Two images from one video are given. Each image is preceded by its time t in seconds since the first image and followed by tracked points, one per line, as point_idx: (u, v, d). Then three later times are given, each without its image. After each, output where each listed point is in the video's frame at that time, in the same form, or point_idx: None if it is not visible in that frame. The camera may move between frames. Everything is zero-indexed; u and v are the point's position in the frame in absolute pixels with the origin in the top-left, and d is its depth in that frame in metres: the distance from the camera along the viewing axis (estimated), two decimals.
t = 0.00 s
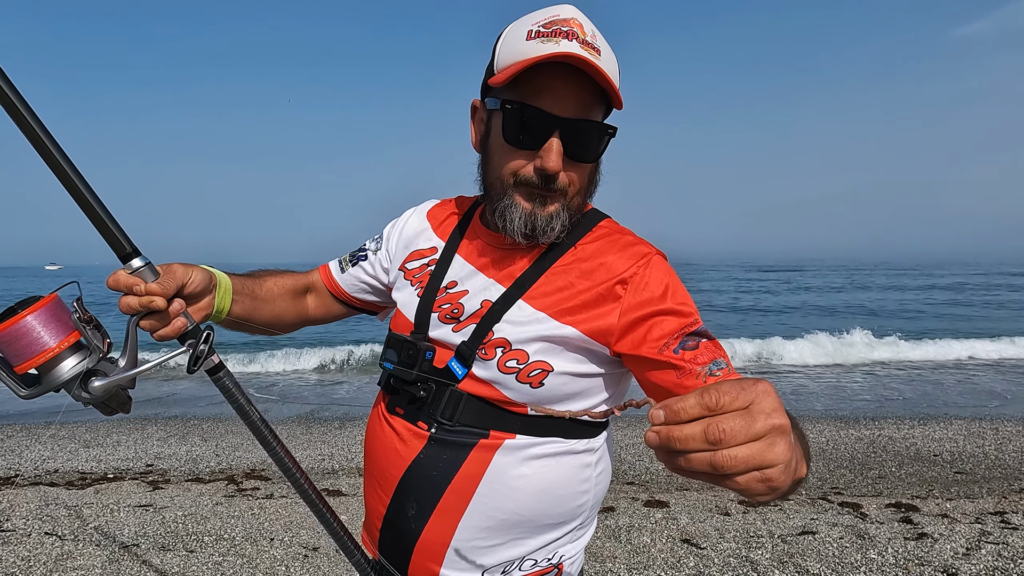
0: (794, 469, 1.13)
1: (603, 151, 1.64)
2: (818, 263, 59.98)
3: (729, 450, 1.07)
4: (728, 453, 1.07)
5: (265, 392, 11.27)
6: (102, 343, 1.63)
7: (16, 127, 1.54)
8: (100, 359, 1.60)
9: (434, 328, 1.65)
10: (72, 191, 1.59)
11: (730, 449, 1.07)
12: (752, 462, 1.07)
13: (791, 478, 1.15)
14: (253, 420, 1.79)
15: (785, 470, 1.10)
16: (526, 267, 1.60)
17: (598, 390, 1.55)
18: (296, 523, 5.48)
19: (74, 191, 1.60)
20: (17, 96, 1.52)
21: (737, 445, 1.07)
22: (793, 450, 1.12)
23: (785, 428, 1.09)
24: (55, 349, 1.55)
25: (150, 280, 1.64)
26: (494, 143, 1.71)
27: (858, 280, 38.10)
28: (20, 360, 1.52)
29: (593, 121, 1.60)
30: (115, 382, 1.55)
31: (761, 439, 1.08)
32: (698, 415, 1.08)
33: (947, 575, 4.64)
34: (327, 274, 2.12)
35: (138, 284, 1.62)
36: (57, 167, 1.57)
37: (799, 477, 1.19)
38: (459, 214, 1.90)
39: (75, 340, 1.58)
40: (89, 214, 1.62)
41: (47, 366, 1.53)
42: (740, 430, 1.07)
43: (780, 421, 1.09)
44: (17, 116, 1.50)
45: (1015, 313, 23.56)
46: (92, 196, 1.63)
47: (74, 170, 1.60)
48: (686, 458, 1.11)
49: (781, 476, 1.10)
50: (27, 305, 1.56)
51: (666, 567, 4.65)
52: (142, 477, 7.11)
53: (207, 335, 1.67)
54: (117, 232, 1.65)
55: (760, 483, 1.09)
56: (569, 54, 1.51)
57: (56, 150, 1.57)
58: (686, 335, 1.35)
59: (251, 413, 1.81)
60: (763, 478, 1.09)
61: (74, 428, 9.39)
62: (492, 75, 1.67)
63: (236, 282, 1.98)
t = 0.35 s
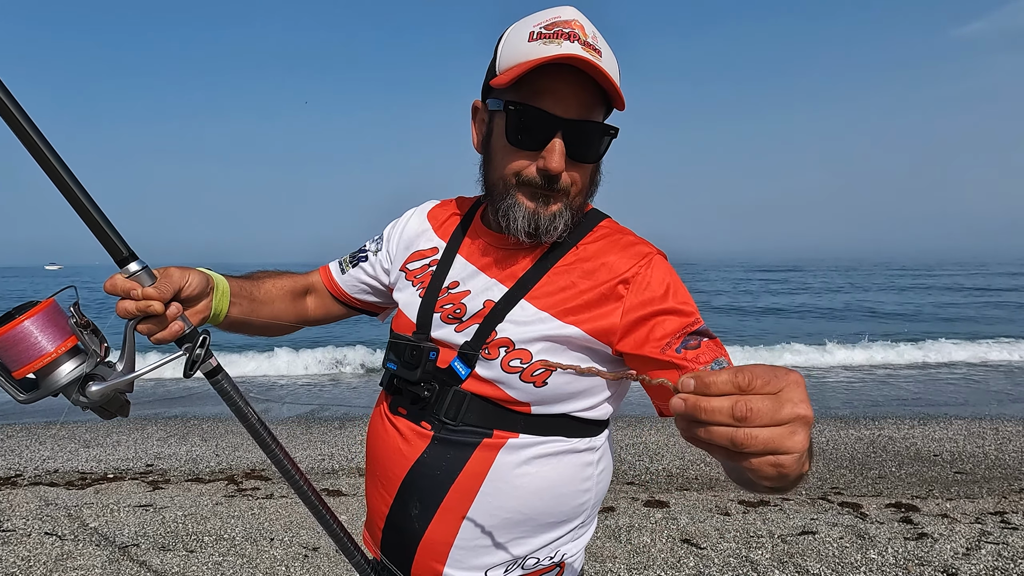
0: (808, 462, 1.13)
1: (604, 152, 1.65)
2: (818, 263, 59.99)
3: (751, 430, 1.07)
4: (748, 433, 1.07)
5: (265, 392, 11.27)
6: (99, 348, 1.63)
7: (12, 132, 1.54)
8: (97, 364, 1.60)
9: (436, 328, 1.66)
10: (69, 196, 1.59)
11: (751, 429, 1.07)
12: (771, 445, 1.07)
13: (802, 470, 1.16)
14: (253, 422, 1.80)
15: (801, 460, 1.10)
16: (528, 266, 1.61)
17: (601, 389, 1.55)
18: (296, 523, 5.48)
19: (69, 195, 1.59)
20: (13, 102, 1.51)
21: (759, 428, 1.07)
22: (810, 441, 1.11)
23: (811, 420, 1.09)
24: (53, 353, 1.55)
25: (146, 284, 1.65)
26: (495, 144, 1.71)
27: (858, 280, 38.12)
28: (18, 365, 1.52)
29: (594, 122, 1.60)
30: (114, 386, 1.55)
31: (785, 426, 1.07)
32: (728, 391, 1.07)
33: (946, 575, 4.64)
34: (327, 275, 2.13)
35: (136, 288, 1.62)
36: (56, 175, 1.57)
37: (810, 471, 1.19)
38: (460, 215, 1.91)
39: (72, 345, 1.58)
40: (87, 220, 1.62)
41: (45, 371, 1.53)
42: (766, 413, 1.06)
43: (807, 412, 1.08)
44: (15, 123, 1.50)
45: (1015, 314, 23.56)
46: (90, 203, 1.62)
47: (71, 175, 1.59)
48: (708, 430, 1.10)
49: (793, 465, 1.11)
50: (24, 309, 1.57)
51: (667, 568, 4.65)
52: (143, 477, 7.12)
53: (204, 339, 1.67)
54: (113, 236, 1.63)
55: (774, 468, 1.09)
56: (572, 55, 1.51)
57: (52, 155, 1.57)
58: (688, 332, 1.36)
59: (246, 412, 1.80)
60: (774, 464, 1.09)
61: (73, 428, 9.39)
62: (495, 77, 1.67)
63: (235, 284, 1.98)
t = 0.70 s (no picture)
0: (764, 455, 1.14)
1: (604, 151, 1.65)
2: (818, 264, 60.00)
3: (732, 407, 1.06)
4: (728, 409, 1.06)
5: (265, 393, 11.28)
6: (96, 354, 1.63)
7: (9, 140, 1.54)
8: (94, 369, 1.59)
9: (437, 328, 1.66)
10: (66, 203, 1.59)
11: (733, 406, 1.06)
12: (740, 429, 1.06)
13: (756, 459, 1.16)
14: (252, 424, 1.80)
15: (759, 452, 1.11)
16: (529, 266, 1.61)
17: (602, 387, 1.54)
18: (296, 523, 5.48)
19: (66, 202, 1.59)
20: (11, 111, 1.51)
21: (739, 409, 1.06)
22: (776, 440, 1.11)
23: (788, 423, 1.07)
24: (50, 359, 1.54)
25: (144, 289, 1.63)
26: (496, 143, 1.71)
27: (858, 281, 38.14)
28: (16, 371, 1.52)
29: (596, 122, 1.61)
30: (109, 392, 1.52)
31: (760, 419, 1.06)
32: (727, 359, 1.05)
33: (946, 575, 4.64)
34: (327, 275, 2.13)
35: (133, 293, 1.61)
36: (54, 183, 1.57)
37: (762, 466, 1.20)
38: (461, 214, 1.91)
39: (70, 350, 1.57)
40: (85, 229, 1.62)
41: (42, 377, 1.53)
42: (753, 399, 1.05)
43: (787, 414, 1.07)
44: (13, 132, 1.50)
45: (1015, 314, 23.56)
46: (87, 210, 1.62)
47: (69, 183, 1.60)
48: (691, 387, 1.09)
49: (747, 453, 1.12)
50: (21, 316, 1.57)
51: (667, 568, 4.65)
52: (142, 477, 7.12)
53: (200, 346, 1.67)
54: (111, 242, 1.64)
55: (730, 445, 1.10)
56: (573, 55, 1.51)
57: (49, 164, 1.57)
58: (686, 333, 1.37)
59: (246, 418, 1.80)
60: (732, 446, 1.10)
61: (73, 428, 9.39)
62: (495, 76, 1.67)
63: (234, 286, 1.98)
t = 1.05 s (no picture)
0: (740, 424, 1.18)
1: (597, 147, 1.63)
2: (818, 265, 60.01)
3: (694, 389, 1.09)
4: (692, 392, 1.09)
5: (265, 392, 11.27)
6: (97, 352, 1.62)
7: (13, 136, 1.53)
8: (95, 367, 1.58)
9: (436, 326, 1.64)
10: (69, 197, 1.58)
11: (695, 388, 1.09)
12: (714, 403, 1.10)
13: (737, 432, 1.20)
14: (254, 425, 1.78)
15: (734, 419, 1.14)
16: (526, 263, 1.60)
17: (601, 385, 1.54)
18: (296, 523, 5.47)
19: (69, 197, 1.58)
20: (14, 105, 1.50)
21: (702, 388, 1.09)
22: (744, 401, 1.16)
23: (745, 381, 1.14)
24: (52, 356, 1.53)
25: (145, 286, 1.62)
26: (488, 142, 1.71)
27: (859, 282, 38.14)
28: (17, 366, 1.50)
29: (587, 118, 1.59)
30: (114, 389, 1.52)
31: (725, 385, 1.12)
32: (673, 349, 1.09)
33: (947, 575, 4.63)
34: (327, 275, 2.12)
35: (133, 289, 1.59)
36: (56, 178, 1.56)
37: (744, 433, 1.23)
38: (458, 214, 1.89)
39: (70, 348, 1.55)
40: (87, 222, 1.61)
41: (43, 373, 1.51)
42: (709, 374, 1.09)
43: (741, 372, 1.14)
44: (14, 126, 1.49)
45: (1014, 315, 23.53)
46: (89, 205, 1.61)
47: (71, 177, 1.59)
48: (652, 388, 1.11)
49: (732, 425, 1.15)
50: (23, 311, 1.54)
51: (667, 567, 4.64)
52: (143, 477, 7.11)
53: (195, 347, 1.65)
54: (114, 239, 1.63)
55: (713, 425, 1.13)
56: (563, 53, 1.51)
57: (51, 158, 1.56)
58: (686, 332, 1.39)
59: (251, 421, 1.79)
60: (711, 423, 1.13)
61: (74, 428, 9.38)
62: (485, 76, 1.67)
63: (238, 287, 1.98)
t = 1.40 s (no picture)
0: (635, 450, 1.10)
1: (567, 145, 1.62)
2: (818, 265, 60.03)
3: (570, 412, 1.02)
4: (567, 415, 1.02)
5: (266, 392, 11.29)
6: (111, 355, 1.58)
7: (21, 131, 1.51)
8: (109, 370, 1.54)
9: (431, 327, 1.66)
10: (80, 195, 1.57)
11: (571, 411, 1.02)
12: (587, 429, 1.02)
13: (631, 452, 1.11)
14: (268, 427, 1.75)
15: (620, 444, 1.06)
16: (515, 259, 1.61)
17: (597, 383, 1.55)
18: (297, 523, 5.49)
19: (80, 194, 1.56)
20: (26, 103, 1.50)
21: (579, 411, 1.02)
22: (636, 426, 1.07)
23: (631, 406, 1.04)
24: (66, 359, 1.49)
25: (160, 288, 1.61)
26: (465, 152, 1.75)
27: (859, 283, 38.15)
28: (32, 370, 1.47)
29: (557, 118, 1.59)
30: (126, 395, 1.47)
31: (607, 409, 1.03)
32: (555, 370, 1.02)
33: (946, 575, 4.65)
34: (349, 325, 2.12)
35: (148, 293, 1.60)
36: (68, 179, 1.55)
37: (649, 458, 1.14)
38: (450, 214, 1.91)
39: (85, 351, 1.51)
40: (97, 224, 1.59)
41: (57, 376, 1.48)
42: (587, 397, 1.01)
43: (628, 395, 1.04)
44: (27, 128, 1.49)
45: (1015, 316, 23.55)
46: (101, 205, 1.60)
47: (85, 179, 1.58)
48: (531, 405, 1.06)
49: (618, 447, 1.07)
50: (38, 315, 1.51)
51: (667, 568, 4.66)
52: (143, 477, 7.12)
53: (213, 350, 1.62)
54: (126, 239, 1.61)
55: (593, 448, 1.05)
56: (520, 56, 1.52)
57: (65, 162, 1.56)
58: (674, 329, 1.37)
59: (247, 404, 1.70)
60: (594, 448, 1.05)
61: (74, 428, 9.40)
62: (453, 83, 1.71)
63: (276, 338, 1.98)
